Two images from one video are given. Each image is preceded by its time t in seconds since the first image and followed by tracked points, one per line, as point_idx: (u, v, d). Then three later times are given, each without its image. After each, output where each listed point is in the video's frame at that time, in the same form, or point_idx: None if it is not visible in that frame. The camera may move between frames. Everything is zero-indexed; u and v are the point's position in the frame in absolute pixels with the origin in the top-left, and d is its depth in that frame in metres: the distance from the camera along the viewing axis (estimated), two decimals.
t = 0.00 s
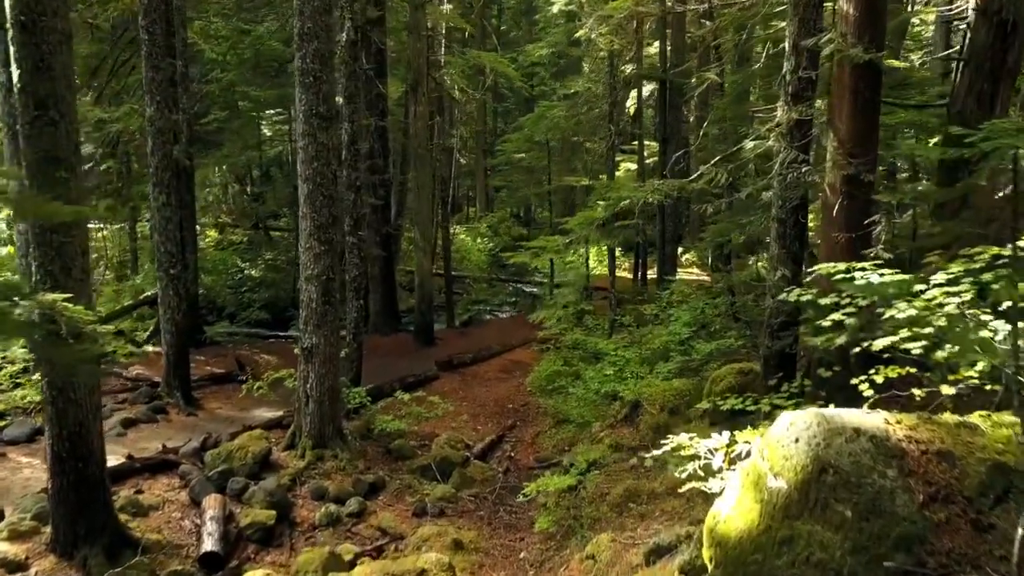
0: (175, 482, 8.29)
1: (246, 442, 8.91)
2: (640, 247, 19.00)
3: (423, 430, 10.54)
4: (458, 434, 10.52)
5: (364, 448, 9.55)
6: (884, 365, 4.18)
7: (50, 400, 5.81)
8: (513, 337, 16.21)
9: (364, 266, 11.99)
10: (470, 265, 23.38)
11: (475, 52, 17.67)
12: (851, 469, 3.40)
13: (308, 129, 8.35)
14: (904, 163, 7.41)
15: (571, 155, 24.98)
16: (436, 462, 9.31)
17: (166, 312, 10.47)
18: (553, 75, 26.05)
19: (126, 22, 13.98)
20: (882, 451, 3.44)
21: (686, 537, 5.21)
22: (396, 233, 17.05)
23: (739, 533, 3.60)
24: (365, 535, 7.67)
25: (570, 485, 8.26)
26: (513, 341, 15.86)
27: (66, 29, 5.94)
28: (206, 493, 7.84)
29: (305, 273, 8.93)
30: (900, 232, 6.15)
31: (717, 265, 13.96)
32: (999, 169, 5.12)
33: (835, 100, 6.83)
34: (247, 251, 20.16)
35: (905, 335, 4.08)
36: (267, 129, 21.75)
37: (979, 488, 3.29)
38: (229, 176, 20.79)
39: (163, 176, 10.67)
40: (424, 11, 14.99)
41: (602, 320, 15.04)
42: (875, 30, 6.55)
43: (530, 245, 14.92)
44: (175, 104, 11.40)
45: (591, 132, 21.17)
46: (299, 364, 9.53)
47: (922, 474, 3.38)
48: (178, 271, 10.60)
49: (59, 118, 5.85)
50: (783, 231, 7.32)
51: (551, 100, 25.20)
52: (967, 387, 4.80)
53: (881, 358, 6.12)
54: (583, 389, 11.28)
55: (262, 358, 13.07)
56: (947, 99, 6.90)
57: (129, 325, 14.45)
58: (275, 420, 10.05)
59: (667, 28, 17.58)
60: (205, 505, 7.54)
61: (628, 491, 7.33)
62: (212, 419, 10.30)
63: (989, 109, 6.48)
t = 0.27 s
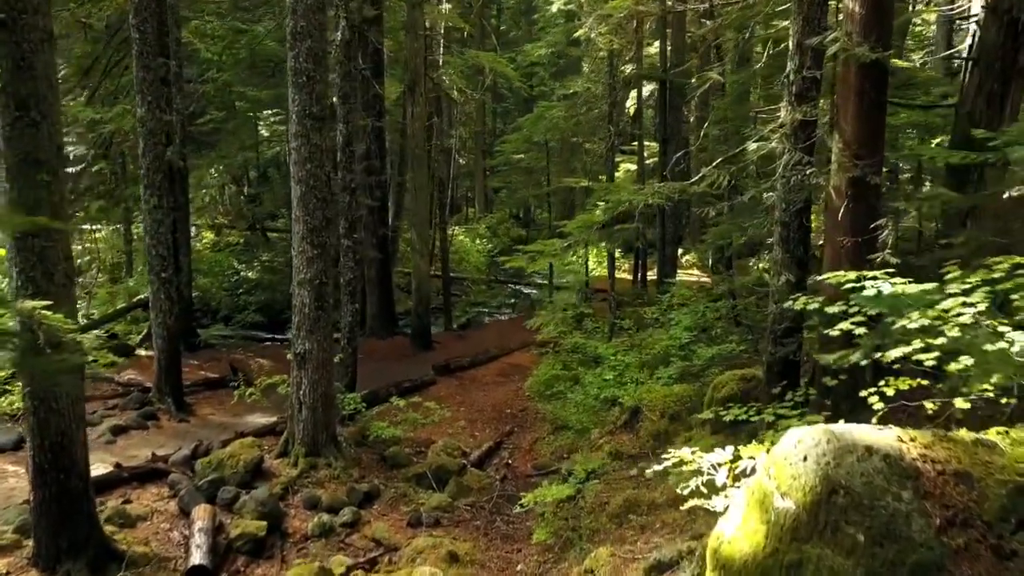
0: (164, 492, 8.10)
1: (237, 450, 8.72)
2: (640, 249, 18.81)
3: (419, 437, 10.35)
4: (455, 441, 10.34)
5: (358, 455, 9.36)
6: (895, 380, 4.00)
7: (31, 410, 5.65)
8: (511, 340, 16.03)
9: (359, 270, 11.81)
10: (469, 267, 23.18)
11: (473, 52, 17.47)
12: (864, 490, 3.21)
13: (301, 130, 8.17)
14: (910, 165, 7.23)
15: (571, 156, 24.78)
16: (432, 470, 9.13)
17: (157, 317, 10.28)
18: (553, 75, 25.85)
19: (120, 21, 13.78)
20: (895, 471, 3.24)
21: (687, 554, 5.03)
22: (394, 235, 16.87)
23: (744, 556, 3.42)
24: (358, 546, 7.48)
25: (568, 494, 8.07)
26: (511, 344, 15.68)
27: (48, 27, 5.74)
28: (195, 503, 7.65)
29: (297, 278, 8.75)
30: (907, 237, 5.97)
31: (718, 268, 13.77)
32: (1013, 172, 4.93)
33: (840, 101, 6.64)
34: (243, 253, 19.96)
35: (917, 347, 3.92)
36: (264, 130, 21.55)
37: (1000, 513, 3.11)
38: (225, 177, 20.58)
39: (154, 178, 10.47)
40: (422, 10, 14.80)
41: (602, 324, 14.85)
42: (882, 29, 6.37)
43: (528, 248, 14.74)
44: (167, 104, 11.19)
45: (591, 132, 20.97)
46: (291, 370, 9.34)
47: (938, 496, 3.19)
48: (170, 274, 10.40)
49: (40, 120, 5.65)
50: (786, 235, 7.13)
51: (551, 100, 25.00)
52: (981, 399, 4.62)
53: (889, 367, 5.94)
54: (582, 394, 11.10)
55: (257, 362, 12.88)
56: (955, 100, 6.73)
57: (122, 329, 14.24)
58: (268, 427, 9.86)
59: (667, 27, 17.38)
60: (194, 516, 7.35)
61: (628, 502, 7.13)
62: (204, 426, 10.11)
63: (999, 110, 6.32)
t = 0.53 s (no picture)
0: (156, 499, 7.95)
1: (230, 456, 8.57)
2: (640, 251, 18.65)
3: (415, 442, 10.20)
4: (452, 446, 10.19)
5: (354, 461, 9.22)
6: (904, 388, 3.87)
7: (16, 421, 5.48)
8: (510, 343, 15.89)
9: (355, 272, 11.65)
10: (468, 268, 23.01)
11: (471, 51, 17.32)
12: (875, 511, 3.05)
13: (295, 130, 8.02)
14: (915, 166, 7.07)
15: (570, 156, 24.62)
16: (429, 476, 8.98)
17: (150, 320, 10.13)
18: (552, 75, 25.69)
19: (114, 20, 13.61)
20: (909, 491, 3.09)
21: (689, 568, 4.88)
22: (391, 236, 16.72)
23: None
24: (353, 554, 7.33)
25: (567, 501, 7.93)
26: (510, 347, 15.53)
27: (31, 25, 5.54)
28: (186, 512, 7.50)
29: (291, 281, 8.59)
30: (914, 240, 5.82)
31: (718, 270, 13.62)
32: None
33: (845, 101, 6.49)
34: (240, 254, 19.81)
35: (929, 355, 3.77)
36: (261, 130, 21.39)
37: (1018, 534, 2.95)
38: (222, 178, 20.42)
39: (147, 179, 10.31)
40: (420, 9, 14.63)
41: (601, 326, 14.71)
42: (889, 27, 6.21)
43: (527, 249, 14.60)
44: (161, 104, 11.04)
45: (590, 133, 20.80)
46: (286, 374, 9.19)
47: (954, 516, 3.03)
48: (164, 277, 10.25)
49: (24, 120, 5.50)
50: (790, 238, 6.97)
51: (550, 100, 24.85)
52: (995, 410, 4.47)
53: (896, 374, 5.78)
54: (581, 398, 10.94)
55: (252, 365, 12.73)
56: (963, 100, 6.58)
57: (117, 331, 14.09)
58: (262, 432, 9.71)
59: (667, 27, 17.22)
60: (186, 526, 7.20)
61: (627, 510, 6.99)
62: (197, 431, 9.96)
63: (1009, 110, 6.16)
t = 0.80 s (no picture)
0: (144, 509, 7.76)
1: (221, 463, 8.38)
2: (640, 252, 18.46)
3: (411, 448, 10.02)
4: (449, 452, 10.01)
5: (348, 468, 9.04)
6: (915, 399, 3.70)
7: None
8: (508, 345, 15.71)
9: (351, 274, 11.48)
10: (466, 270, 22.82)
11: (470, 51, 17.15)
12: (890, 535, 2.83)
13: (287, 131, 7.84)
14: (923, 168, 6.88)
15: (569, 157, 24.42)
16: (423, 483, 8.80)
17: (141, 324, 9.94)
18: (551, 75, 25.48)
19: (107, 18, 13.41)
20: (926, 514, 2.88)
21: None
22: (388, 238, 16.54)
23: None
24: (346, 565, 7.15)
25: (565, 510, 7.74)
26: (507, 349, 15.35)
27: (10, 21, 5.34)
28: (175, 522, 7.31)
29: (283, 284, 8.41)
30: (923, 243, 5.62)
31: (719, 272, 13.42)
32: None
33: (851, 100, 6.31)
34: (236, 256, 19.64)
35: (944, 368, 3.58)
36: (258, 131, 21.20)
37: None
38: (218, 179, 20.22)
39: (138, 180, 10.13)
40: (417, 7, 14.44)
41: (600, 328, 14.53)
42: (896, 24, 6.03)
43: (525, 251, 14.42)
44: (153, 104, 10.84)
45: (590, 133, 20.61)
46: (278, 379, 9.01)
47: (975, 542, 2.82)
48: (155, 280, 10.07)
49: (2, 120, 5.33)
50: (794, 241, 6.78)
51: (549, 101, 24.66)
52: (1010, 423, 4.28)
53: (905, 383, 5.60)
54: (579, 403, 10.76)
55: (247, 369, 12.55)
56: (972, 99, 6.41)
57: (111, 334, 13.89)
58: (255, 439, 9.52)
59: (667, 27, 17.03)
60: (173, 536, 7.01)
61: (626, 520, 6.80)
62: (189, 437, 9.78)
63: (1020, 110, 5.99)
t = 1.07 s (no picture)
0: (133, 517, 7.60)
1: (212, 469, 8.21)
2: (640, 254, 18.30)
3: (408, 454, 9.87)
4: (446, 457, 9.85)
5: (343, 474, 8.89)
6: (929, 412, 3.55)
7: None
8: (507, 348, 15.55)
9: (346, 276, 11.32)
10: (465, 271, 22.64)
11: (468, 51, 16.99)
12: (905, 556, 2.64)
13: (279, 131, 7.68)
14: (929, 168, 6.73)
15: (569, 158, 24.25)
16: (420, 489, 8.64)
17: (132, 327, 9.78)
18: (550, 75, 25.33)
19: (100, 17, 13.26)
20: (942, 535, 2.70)
21: None
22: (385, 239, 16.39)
23: None
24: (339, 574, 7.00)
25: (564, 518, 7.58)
26: (506, 352, 15.19)
27: None
28: (165, 531, 7.15)
29: (277, 287, 8.25)
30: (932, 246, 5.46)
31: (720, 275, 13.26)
32: None
33: (857, 99, 6.15)
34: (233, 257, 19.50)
35: (958, 379, 3.43)
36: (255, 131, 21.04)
37: None
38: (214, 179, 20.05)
39: (130, 181, 9.97)
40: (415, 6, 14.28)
41: (600, 331, 14.38)
42: (903, 21, 5.88)
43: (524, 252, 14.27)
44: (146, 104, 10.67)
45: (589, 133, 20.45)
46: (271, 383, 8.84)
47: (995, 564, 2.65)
48: (148, 282, 9.91)
49: None
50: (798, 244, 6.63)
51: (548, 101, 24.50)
52: None
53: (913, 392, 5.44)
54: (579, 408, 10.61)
55: (241, 372, 12.40)
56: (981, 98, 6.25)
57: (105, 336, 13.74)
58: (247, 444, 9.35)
59: (667, 27, 16.87)
60: (163, 546, 6.85)
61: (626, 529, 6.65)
62: (182, 442, 9.62)
63: None
